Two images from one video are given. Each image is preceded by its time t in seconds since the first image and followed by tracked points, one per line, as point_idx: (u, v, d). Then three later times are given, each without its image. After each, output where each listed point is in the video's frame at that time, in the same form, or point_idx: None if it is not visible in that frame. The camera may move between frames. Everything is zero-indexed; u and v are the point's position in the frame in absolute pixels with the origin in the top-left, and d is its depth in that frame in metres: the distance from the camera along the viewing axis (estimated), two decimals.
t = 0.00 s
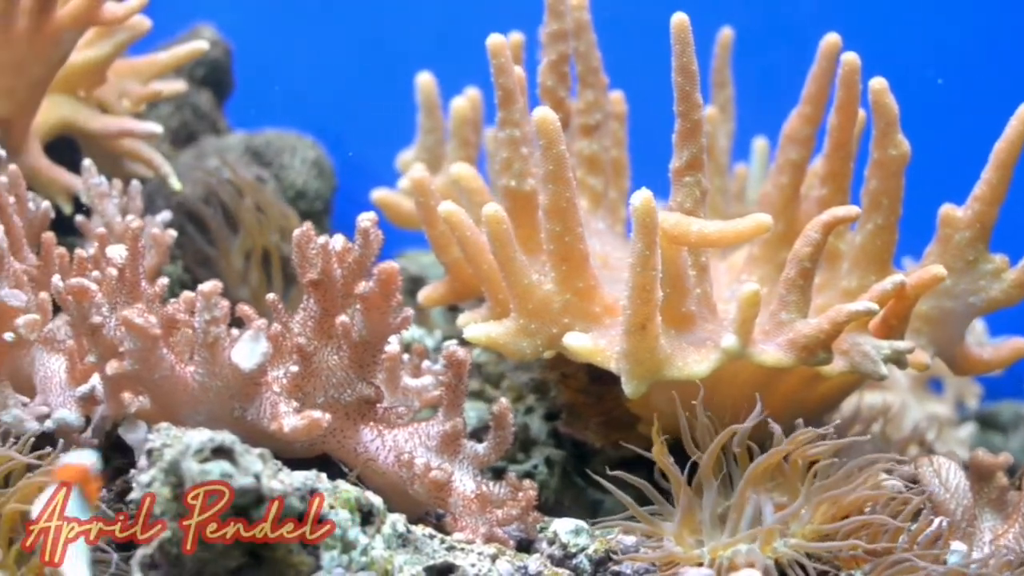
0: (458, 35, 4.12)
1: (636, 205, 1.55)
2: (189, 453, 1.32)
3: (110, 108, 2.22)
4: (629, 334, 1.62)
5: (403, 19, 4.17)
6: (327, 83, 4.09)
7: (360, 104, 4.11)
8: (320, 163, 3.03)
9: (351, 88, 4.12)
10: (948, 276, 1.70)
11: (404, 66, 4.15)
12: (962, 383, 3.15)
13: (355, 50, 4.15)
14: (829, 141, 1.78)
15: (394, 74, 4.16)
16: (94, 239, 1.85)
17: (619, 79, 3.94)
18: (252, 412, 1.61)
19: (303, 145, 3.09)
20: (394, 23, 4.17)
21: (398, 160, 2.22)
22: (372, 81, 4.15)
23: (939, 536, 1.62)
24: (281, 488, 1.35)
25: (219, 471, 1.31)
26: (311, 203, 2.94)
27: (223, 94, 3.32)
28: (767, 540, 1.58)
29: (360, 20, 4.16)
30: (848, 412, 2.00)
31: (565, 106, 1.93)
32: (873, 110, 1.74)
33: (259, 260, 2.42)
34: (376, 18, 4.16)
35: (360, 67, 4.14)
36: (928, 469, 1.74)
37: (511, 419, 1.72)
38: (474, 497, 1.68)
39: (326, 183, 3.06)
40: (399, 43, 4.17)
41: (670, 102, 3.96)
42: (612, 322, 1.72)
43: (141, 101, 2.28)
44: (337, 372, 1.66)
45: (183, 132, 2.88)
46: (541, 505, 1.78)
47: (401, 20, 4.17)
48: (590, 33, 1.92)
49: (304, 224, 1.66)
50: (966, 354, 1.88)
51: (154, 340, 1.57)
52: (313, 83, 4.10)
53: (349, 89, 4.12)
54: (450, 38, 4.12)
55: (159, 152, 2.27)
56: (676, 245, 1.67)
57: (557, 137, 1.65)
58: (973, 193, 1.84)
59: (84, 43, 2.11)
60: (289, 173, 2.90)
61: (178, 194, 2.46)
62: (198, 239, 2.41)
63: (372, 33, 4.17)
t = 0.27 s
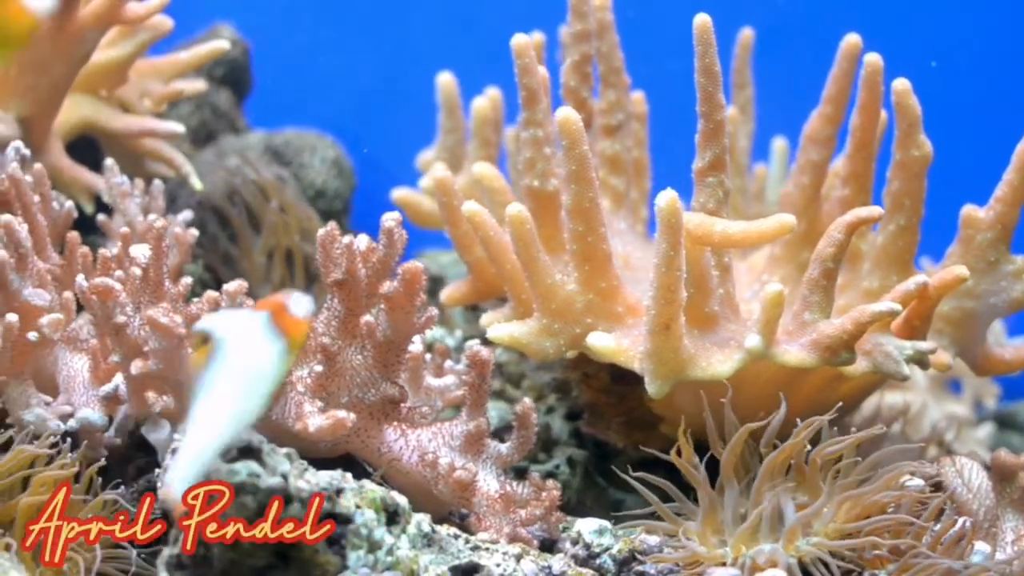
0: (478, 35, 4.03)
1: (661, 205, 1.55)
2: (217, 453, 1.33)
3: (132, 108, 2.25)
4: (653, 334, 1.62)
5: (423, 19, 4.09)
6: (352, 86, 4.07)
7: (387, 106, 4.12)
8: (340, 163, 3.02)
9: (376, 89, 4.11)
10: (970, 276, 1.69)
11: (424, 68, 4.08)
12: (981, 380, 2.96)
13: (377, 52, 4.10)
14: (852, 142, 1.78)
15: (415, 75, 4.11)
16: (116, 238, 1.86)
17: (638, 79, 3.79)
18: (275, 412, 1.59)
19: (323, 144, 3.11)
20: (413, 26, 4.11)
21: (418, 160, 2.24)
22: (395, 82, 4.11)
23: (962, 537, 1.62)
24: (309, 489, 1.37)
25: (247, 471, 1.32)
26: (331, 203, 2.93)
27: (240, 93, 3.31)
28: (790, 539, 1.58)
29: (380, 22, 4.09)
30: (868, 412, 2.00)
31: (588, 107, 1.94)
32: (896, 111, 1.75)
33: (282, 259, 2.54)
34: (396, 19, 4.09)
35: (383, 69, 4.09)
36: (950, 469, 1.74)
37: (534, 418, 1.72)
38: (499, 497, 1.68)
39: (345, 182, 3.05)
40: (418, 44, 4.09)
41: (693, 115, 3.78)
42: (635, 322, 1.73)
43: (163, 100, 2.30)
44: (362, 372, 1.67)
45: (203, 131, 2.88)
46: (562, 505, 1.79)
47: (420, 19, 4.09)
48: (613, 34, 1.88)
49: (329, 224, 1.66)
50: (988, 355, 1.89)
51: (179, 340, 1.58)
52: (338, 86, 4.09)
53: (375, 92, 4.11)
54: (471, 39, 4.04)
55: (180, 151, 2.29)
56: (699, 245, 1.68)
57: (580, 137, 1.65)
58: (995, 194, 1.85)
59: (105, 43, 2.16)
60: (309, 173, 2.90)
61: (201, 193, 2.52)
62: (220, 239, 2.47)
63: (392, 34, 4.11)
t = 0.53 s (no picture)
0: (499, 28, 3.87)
1: (687, 205, 1.55)
2: (244, 452, 1.37)
3: (154, 107, 2.27)
4: (676, 333, 1.62)
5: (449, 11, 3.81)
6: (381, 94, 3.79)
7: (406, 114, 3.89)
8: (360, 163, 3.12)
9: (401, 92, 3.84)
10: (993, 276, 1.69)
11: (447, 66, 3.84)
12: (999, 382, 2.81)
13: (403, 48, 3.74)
14: (873, 142, 1.79)
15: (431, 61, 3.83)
16: (140, 237, 1.87)
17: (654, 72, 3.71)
18: (302, 411, 1.62)
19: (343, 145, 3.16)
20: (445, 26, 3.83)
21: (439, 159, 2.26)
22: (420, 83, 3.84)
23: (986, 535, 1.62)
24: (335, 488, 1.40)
25: (273, 471, 1.36)
26: (351, 203, 3.03)
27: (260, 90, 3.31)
28: (813, 537, 1.57)
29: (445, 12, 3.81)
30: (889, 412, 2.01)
31: (611, 107, 1.95)
32: (919, 112, 1.77)
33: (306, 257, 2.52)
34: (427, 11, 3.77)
35: (410, 62, 3.79)
36: (972, 468, 1.76)
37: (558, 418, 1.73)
38: (523, 497, 1.69)
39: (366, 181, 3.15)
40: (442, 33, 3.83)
41: (716, 86, 3.67)
42: (658, 322, 1.73)
43: (184, 99, 2.33)
44: (386, 371, 1.66)
45: (223, 131, 2.89)
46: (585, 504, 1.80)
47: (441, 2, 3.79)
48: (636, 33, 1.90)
49: (354, 224, 1.67)
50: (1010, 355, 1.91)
51: (203, 339, 1.57)
52: (360, 78, 3.71)
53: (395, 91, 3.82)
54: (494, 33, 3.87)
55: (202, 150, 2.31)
56: (723, 245, 1.68)
57: (603, 137, 1.66)
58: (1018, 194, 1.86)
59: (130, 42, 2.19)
60: (329, 172, 3.00)
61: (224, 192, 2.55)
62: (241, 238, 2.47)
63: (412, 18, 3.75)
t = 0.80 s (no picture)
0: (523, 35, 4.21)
1: (711, 204, 1.55)
2: (272, 450, 1.35)
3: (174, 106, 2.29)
4: (701, 333, 1.62)
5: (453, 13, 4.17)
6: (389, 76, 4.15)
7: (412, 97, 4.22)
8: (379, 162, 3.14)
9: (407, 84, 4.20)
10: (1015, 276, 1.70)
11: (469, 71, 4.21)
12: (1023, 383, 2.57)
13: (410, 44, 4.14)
14: (895, 142, 1.80)
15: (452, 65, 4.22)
16: (162, 235, 1.88)
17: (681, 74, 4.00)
18: (327, 410, 1.62)
19: (362, 146, 3.15)
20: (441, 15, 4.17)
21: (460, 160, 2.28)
22: (426, 71, 4.20)
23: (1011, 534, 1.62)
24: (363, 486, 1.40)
25: (302, 468, 1.34)
26: (371, 202, 3.04)
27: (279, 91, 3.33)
28: (838, 537, 1.57)
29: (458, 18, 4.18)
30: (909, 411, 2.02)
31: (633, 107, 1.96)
32: (939, 111, 1.77)
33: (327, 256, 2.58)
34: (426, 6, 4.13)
35: (425, 65, 4.19)
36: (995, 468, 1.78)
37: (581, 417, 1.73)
38: (549, 496, 1.69)
39: (385, 182, 3.15)
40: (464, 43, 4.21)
41: (741, 85, 4.02)
42: (681, 321, 1.74)
43: (205, 99, 2.36)
44: (411, 371, 1.67)
45: (243, 131, 2.91)
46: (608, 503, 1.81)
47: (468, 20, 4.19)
48: (656, 33, 1.89)
49: (379, 223, 1.67)
50: None
51: (229, 337, 1.58)
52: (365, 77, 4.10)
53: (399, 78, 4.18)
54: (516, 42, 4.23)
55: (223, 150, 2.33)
56: (746, 245, 1.69)
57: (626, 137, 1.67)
58: None
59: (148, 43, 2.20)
60: (350, 172, 3.00)
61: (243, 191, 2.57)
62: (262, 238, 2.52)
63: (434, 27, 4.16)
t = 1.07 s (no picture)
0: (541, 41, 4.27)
1: (737, 203, 1.55)
2: (301, 449, 1.42)
3: (196, 105, 2.29)
4: (725, 332, 1.63)
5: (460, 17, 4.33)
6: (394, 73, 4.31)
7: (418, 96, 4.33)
8: (398, 162, 3.16)
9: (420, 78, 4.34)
10: None
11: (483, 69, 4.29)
12: None
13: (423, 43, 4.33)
14: (916, 142, 1.80)
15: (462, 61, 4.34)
16: (184, 234, 1.88)
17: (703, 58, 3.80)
18: (353, 409, 1.63)
19: (381, 145, 3.18)
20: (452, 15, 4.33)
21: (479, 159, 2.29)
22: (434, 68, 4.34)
23: None
24: (390, 485, 1.43)
25: (329, 468, 1.39)
26: (389, 201, 3.05)
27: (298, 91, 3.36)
28: (862, 536, 1.58)
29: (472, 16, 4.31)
30: (929, 410, 2.04)
31: (653, 106, 1.97)
32: (961, 111, 1.78)
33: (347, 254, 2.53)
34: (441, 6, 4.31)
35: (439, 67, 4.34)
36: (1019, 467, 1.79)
37: (605, 416, 1.74)
38: (573, 495, 1.70)
39: (403, 181, 3.17)
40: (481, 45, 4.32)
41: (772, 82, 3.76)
42: (704, 321, 1.74)
43: (226, 98, 2.36)
44: (436, 370, 1.68)
45: (261, 130, 2.94)
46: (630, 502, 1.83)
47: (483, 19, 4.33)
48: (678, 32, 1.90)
49: (403, 222, 1.68)
50: None
51: (254, 337, 1.58)
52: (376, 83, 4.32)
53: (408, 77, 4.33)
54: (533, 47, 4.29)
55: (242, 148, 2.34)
56: (770, 245, 1.70)
57: (650, 137, 1.67)
58: None
59: (170, 42, 2.20)
60: (369, 172, 3.01)
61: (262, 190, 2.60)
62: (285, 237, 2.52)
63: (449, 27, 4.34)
